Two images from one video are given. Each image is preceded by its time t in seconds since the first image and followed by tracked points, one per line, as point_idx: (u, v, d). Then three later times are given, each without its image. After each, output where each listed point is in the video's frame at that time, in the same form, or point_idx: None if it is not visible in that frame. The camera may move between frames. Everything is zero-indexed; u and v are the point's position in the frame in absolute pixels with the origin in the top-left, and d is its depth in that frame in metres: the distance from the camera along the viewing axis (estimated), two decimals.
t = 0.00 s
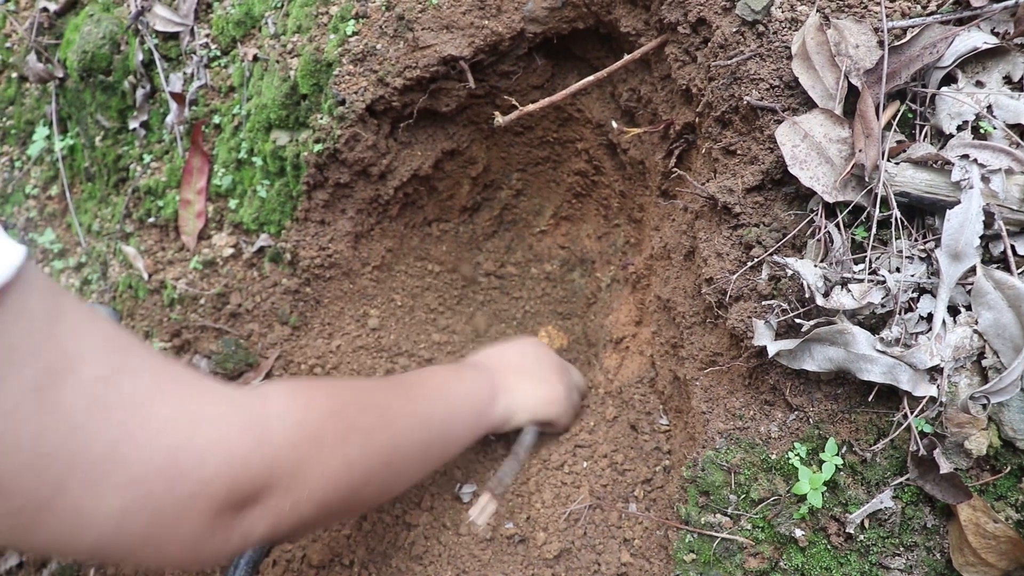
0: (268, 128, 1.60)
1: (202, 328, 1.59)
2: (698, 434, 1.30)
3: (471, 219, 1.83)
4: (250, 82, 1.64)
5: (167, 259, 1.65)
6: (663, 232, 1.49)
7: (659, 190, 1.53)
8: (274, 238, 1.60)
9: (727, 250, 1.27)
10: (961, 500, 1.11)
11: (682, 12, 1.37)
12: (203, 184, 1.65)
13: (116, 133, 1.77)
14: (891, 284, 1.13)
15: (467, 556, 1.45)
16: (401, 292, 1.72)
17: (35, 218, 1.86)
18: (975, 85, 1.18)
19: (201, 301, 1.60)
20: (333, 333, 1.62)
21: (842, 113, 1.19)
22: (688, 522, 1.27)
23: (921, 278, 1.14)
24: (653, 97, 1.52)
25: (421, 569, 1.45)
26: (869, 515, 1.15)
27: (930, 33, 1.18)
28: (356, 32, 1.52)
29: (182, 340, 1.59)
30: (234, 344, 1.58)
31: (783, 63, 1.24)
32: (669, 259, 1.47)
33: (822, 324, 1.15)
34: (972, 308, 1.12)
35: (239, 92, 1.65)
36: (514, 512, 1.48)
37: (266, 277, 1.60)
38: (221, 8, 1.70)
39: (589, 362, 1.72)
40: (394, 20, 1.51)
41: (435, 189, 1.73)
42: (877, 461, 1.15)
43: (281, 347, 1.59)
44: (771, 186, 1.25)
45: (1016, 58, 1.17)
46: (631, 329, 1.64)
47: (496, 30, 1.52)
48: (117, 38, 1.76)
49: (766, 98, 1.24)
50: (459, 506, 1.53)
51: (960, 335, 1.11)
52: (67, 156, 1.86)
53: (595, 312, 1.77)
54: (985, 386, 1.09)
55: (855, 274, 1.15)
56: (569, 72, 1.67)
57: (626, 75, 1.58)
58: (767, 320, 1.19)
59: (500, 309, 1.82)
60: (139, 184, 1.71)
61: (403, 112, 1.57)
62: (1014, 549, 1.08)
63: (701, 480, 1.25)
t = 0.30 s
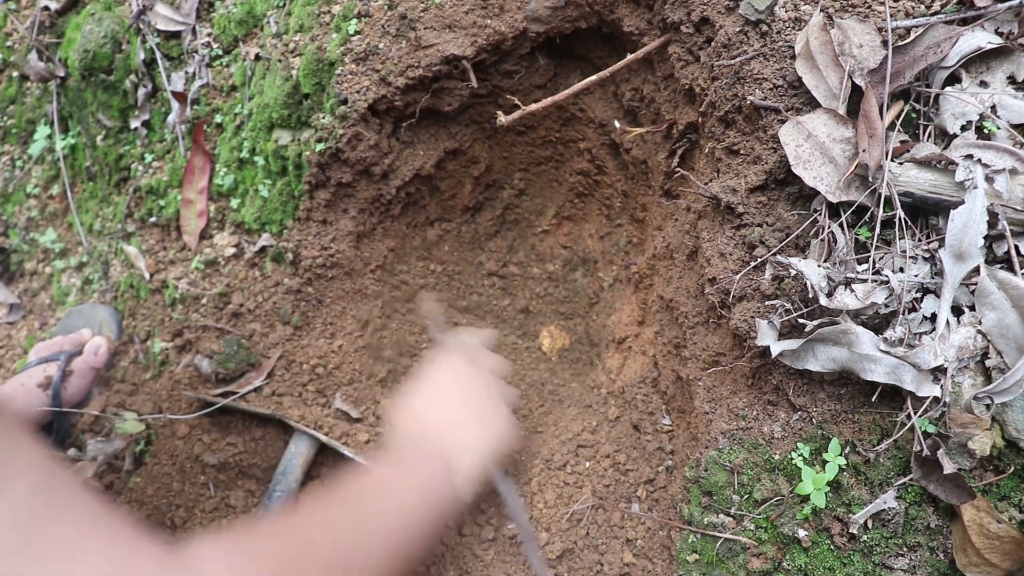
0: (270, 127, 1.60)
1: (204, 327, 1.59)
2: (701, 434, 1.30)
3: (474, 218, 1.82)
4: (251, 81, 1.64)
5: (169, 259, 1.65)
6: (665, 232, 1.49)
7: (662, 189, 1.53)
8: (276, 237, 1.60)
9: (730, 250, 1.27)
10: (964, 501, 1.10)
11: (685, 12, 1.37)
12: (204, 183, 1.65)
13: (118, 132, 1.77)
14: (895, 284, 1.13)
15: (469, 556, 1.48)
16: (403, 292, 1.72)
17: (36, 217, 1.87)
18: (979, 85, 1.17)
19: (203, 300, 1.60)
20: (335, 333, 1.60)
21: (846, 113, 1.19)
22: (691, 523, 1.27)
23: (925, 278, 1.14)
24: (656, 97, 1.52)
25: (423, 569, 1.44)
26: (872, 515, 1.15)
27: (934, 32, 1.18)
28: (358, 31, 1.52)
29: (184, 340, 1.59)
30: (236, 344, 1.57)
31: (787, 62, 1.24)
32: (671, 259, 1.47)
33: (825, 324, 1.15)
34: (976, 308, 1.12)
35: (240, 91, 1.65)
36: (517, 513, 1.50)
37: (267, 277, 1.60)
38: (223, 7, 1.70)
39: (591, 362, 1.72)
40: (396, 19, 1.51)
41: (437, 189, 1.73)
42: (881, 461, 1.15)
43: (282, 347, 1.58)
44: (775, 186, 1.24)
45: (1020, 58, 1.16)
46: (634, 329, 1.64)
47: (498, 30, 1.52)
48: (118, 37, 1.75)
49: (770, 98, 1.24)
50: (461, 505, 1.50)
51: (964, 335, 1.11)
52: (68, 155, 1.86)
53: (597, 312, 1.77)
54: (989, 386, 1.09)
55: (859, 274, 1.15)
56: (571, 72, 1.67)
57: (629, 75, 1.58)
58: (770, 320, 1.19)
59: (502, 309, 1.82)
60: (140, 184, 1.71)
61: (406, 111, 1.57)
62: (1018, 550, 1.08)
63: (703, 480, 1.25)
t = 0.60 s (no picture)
0: (267, 127, 1.60)
1: (201, 328, 1.58)
2: (699, 435, 1.30)
3: (471, 219, 1.81)
4: (248, 81, 1.64)
5: (165, 259, 1.64)
6: (663, 232, 1.49)
7: (660, 190, 1.53)
8: (273, 237, 1.60)
9: (728, 251, 1.27)
10: (962, 501, 1.10)
11: (683, 12, 1.37)
12: (200, 183, 1.65)
13: (113, 132, 1.76)
14: (894, 284, 1.13)
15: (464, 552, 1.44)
16: (401, 292, 1.72)
17: (31, 217, 1.87)
18: (977, 86, 1.17)
19: (199, 300, 1.59)
20: (332, 333, 1.61)
21: (844, 113, 1.19)
22: (689, 524, 1.26)
23: (923, 278, 1.14)
24: (654, 97, 1.52)
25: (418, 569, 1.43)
26: (871, 515, 1.15)
27: (932, 33, 1.18)
28: (355, 31, 1.52)
29: (180, 340, 1.59)
30: (233, 344, 1.55)
31: (785, 62, 1.24)
32: (669, 259, 1.47)
33: (824, 324, 1.14)
34: (974, 308, 1.12)
35: (237, 91, 1.65)
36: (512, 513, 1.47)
37: (264, 277, 1.59)
38: (220, 7, 1.69)
39: (589, 362, 1.72)
40: (393, 19, 1.51)
41: (434, 189, 1.72)
42: (879, 462, 1.15)
43: (279, 347, 1.56)
44: (773, 186, 1.24)
45: (1018, 59, 1.16)
46: (632, 329, 1.63)
47: (495, 30, 1.51)
48: (114, 36, 1.75)
49: (768, 98, 1.24)
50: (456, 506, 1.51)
51: (962, 335, 1.11)
52: (64, 155, 1.85)
53: (595, 312, 1.77)
54: (987, 387, 1.09)
55: (857, 275, 1.15)
56: (569, 72, 1.67)
57: (627, 75, 1.57)
58: (768, 320, 1.19)
59: (499, 309, 1.81)
60: (137, 184, 1.70)
61: (403, 111, 1.57)
62: (1016, 550, 1.08)
63: (702, 480, 1.25)
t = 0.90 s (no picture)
0: (265, 127, 1.60)
1: (199, 328, 1.56)
2: (697, 436, 1.30)
3: (469, 219, 1.81)
4: (247, 80, 1.64)
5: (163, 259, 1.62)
6: (662, 233, 1.49)
7: (659, 191, 1.53)
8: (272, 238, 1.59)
9: (727, 252, 1.27)
10: (961, 503, 1.10)
11: (683, 13, 1.37)
12: (199, 183, 1.64)
13: (112, 132, 1.76)
14: (892, 285, 1.13)
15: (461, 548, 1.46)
16: (399, 293, 1.71)
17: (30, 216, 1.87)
18: (976, 87, 1.17)
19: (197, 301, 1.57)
20: (331, 335, 1.59)
21: (843, 114, 1.19)
22: (687, 525, 1.26)
23: (922, 279, 1.14)
24: (652, 97, 1.52)
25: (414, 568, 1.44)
26: (869, 517, 1.15)
27: (932, 34, 1.18)
28: (354, 31, 1.53)
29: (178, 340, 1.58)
30: (232, 344, 1.55)
31: (784, 64, 1.24)
32: (667, 260, 1.47)
33: (822, 325, 1.14)
34: (972, 310, 1.12)
35: (236, 91, 1.65)
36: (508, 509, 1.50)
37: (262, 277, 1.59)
38: (219, 7, 1.70)
39: (587, 363, 1.72)
40: (392, 20, 1.51)
41: (433, 189, 1.72)
42: (878, 463, 1.15)
43: (277, 348, 1.55)
44: (771, 187, 1.24)
45: (1017, 60, 1.16)
46: (630, 329, 1.63)
47: (494, 30, 1.51)
48: (114, 36, 1.76)
49: (767, 99, 1.24)
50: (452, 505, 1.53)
51: (961, 337, 1.11)
52: (63, 154, 1.85)
53: (593, 313, 1.76)
54: (986, 389, 1.09)
55: (856, 276, 1.15)
56: (568, 73, 1.67)
57: (626, 75, 1.57)
58: (767, 321, 1.19)
59: (498, 310, 1.81)
60: (135, 183, 1.70)
61: (401, 112, 1.57)
62: (1014, 552, 1.08)
63: (699, 482, 1.25)
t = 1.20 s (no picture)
0: (264, 128, 1.60)
1: (197, 329, 1.59)
2: (694, 436, 1.30)
3: (468, 219, 1.82)
4: (246, 81, 1.67)
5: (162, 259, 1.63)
6: (660, 233, 1.49)
7: (656, 191, 1.53)
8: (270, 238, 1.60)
9: (724, 253, 1.27)
10: (957, 504, 1.10)
11: (680, 14, 1.38)
12: (199, 182, 1.67)
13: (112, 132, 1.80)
14: (889, 287, 1.14)
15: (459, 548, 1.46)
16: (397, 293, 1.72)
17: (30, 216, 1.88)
18: (972, 88, 1.17)
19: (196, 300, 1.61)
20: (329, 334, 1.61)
21: (840, 115, 1.19)
22: (684, 525, 1.26)
23: (918, 281, 1.14)
24: (650, 98, 1.52)
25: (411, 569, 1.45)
26: (865, 517, 1.15)
27: (928, 36, 1.18)
28: (353, 32, 1.53)
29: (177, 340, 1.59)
30: (230, 345, 1.57)
31: (781, 65, 1.24)
32: (665, 261, 1.47)
33: (819, 326, 1.15)
34: (969, 311, 1.12)
35: (236, 91, 1.68)
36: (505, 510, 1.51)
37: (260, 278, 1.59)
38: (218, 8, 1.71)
39: (586, 364, 1.73)
40: (391, 21, 1.51)
41: (432, 190, 1.72)
42: (874, 464, 1.15)
43: (275, 347, 1.58)
44: (769, 188, 1.24)
45: (1013, 62, 1.16)
46: (628, 330, 1.63)
47: (493, 31, 1.51)
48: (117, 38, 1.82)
49: (764, 100, 1.24)
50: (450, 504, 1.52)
51: (957, 338, 1.11)
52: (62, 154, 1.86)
53: (591, 314, 1.76)
54: (982, 390, 1.09)
55: (852, 277, 1.15)
56: (566, 74, 1.67)
57: (624, 77, 1.58)
58: (764, 322, 1.19)
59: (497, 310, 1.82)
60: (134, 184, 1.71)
61: (400, 112, 1.57)
62: (1010, 552, 1.08)
63: (697, 482, 1.25)
